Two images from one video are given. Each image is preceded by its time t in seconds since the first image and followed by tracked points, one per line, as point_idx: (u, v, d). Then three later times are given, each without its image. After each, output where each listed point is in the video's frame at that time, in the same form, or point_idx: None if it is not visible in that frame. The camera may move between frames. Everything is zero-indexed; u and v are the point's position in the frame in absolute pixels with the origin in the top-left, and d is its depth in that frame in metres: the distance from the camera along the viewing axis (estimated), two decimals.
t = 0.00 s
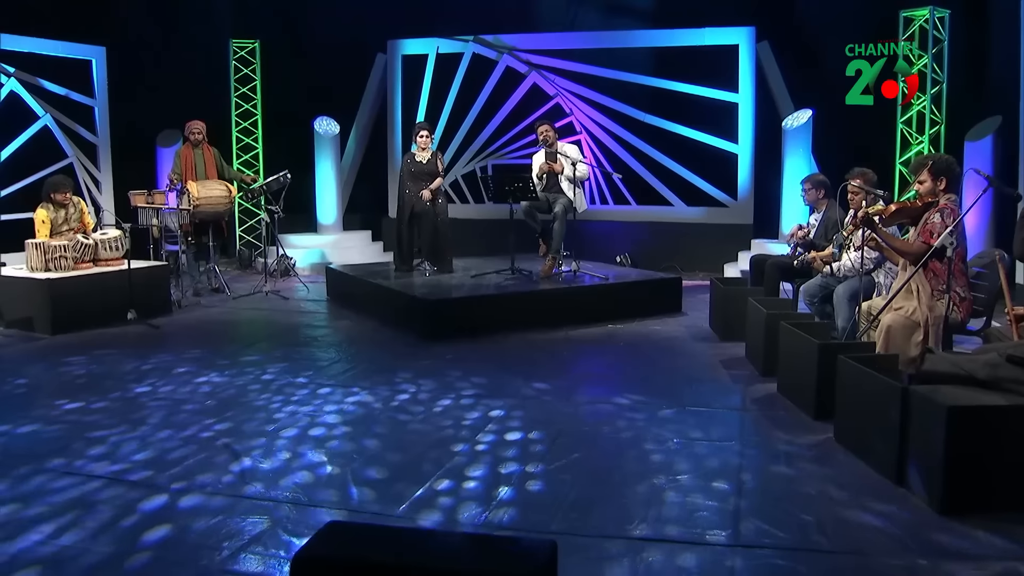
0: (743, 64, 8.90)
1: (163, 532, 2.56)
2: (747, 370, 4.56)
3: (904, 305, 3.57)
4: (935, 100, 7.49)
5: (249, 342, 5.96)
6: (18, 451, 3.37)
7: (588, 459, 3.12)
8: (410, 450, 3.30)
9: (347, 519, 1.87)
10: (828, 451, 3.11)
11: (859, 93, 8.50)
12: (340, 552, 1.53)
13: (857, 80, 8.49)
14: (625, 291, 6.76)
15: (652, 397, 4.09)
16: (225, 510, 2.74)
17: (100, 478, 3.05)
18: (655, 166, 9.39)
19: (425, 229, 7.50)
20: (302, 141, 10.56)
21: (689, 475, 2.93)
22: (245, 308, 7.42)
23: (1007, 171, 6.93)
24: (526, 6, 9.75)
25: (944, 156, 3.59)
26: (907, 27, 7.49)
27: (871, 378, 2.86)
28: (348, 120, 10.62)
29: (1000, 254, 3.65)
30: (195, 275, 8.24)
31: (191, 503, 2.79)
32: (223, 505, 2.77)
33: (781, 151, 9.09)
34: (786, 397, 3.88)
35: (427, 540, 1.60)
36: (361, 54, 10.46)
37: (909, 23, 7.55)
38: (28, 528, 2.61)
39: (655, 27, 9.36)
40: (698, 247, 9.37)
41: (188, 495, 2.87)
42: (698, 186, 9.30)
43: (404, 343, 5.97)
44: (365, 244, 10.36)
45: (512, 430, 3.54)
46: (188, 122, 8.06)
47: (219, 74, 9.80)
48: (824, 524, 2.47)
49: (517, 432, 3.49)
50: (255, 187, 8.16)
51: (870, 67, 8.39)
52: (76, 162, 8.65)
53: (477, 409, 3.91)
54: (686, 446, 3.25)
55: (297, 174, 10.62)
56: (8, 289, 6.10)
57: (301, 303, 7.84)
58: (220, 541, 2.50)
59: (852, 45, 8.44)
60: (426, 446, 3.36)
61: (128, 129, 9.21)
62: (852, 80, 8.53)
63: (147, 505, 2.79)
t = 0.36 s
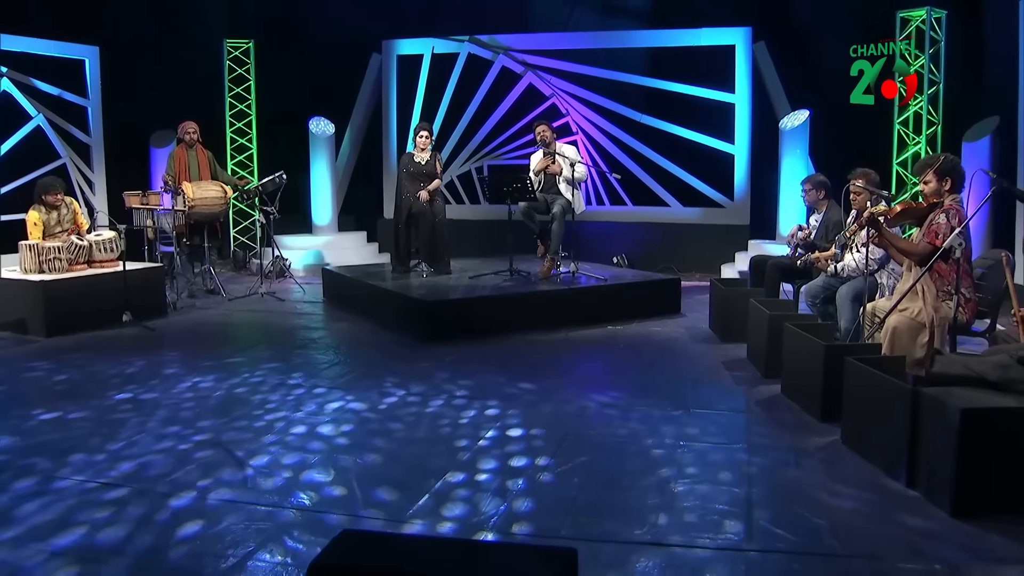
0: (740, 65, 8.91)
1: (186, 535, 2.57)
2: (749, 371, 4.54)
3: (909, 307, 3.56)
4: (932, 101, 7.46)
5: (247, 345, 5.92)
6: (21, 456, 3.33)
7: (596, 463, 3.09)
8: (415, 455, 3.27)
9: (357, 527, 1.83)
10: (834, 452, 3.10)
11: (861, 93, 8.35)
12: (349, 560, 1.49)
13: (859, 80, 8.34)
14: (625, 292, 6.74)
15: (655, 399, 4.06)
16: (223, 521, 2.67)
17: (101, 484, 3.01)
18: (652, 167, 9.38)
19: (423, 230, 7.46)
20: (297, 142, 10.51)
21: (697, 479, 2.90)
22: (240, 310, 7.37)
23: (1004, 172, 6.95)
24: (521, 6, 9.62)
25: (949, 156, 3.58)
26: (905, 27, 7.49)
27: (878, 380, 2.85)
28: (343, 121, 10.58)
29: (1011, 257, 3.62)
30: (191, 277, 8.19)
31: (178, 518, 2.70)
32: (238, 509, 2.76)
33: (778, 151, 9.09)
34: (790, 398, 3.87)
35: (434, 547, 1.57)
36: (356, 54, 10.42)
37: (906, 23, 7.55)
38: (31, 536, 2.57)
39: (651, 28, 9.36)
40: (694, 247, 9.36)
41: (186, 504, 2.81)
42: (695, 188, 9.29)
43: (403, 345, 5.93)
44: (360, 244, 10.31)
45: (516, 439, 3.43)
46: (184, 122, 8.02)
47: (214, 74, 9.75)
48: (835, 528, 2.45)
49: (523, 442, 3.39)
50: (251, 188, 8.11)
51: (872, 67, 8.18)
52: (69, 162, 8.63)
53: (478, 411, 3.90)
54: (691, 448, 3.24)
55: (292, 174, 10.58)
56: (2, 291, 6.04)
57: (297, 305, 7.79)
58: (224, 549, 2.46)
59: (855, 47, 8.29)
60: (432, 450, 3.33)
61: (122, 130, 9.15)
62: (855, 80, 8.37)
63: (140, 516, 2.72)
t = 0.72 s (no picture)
0: (737, 66, 8.91)
1: (181, 547, 2.49)
2: (753, 373, 4.52)
3: (914, 308, 3.54)
4: (929, 101, 7.39)
5: (246, 347, 5.87)
6: (20, 462, 3.27)
7: (603, 466, 3.06)
8: (419, 458, 3.25)
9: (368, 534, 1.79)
10: (842, 455, 3.07)
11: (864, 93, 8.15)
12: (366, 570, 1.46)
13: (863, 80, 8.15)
14: (625, 294, 6.72)
15: (659, 401, 4.03)
16: (226, 527, 2.63)
17: (101, 489, 2.96)
18: (649, 168, 9.37)
19: (422, 232, 7.43)
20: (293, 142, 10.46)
21: (706, 482, 2.88)
22: (237, 312, 7.32)
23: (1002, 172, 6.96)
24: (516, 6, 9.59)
25: (954, 157, 3.57)
26: (903, 28, 7.49)
27: (886, 381, 2.83)
28: (339, 122, 10.53)
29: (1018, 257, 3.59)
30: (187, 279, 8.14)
31: (171, 526, 2.65)
32: (235, 518, 2.69)
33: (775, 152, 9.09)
34: (794, 400, 3.84)
35: (447, 555, 1.54)
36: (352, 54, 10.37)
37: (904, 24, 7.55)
38: (31, 544, 2.52)
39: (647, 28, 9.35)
40: (692, 248, 9.34)
41: (184, 511, 2.76)
42: (692, 189, 9.28)
43: (403, 347, 5.89)
44: (356, 246, 10.25)
45: (524, 449, 3.32)
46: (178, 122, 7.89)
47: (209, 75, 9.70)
48: (848, 532, 2.43)
49: (531, 453, 3.26)
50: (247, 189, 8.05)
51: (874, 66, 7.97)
52: (63, 163, 8.55)
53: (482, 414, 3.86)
54: (698, 452, 3.21)
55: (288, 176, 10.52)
56: None
57: (295, 307, 7.75)
58: (230, 556, 2.43)
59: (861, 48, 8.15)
60: (437, 454, 3.29)
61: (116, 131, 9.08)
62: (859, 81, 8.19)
63: (140, 522, 2.68)
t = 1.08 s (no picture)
0: (736, 67, 8.88)
1: (183, 555, 2.44)
2: (757, 375, 4.50)
3: (921, 309, 3.52)
4: (928, 102, 7.38)
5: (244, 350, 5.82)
6: (18, 467, 3.22)
7: (610, 470, 3.03)
8: (424, 459, 3.24)
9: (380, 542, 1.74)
10: (852, 459, 3.05)
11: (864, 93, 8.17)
12: None
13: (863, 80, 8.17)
14: (625, 295, 6.70)
15: (664, 404, 4.00)
16: (232, 533, 2.59)
17: (101, 496, 2.91)
18: (648, 169, 9.35)
19: (420, 233, 7.40)
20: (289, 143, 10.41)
21: (716, 487, 2.84)
22: (235, 314, 7.27)
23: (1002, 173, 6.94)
24: (513, 6, 9.65)
25: (960, 158, 3.56)
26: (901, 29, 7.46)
27: (897, 385, 2.81)
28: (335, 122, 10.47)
29: None
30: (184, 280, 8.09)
31: (174, 532, 2.60)
32: (240, 524, 2.65)
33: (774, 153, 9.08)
34: (800, 402, 3.83)
35: (462, 564, 1.52)
36: (347, 54, 10.30)
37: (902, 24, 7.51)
38: (31, 553, 2.47)
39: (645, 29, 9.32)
40: (691, 249, 9.32)
41: (188, 517, 2.72)
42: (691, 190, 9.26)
43: (404, 349, 5.85)
44: (353, 247, 10.21)
45: (528, 444, 3.40)
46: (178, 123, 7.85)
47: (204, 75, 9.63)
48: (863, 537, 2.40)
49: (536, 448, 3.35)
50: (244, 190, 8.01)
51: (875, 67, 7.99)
52: (59, 164, 8.48)
53: (489, 418, 3.80)
54: (706, 455, 3.18)
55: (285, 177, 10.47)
56: None
57: (293, 308, 7.70)
58: (238, 563, 2.39)
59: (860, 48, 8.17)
60: (442, 457, 3.26)
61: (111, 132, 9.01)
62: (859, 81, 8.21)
63: (143, 529, 2.63)
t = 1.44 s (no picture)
0: (736, 67, 8.87)
1: (196, 555, 2.43)
2: (762, 375, 4.47)
3: (928, 310, 3.50)
4: (930, 102, 7.36)
5: (245, 351, 5.78)
6: (17, 470, 3.18)
7: (619, 472, 3.01)
8: (430, 459, 3.24)
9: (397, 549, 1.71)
10: (861, 460, 3.03)
11: (862, 93, 8.30)
12: None
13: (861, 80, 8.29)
14: (627, 296, 6.67)
15: (669, 405, 3.98)
16: (243, 537, 2.56)
17: (103, 498, 2.87)
18: (648, 170, 9.33)
19: (421, 233, 7.37)
20: (287, 143, 10.37)
21: (726, 488, 2.82)
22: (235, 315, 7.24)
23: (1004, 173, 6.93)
24: (512, 6, 9.63)
25: (967, 158, 3.54)
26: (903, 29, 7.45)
27: (907, 387, 2.79)
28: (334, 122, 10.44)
29: None
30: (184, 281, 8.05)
31: (180, 535, 2.57)
32: (246, 528, 2.62)
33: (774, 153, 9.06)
34: (806, 403, 3.81)
35: (473, 568, 1.50)
36: (346, 54, 10.27)
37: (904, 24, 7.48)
38: (33, 558, 2.42)
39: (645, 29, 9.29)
40: (691, 249, 9.31)
41: (194, 520, 2.68)
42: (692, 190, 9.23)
43: (406, 350, 5.82)
44: (352, 248, 10.18)
45: (533, 438, 3.46)
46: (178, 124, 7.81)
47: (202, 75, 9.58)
48: (878, 539, 2.38)
49: (540, 442, 3.41)
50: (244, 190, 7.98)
51: (873, 67, 8.13)
52: (57, 164, 8.43)
53: (493, 420, 3.77)
54: (715, 457, 3.15)
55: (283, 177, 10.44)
56: None
57: (293, 309, 7.67)
58: (249, 568, 2.36)
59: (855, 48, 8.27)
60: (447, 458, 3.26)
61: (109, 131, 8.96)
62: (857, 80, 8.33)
63: (149, 532, 2.60)
